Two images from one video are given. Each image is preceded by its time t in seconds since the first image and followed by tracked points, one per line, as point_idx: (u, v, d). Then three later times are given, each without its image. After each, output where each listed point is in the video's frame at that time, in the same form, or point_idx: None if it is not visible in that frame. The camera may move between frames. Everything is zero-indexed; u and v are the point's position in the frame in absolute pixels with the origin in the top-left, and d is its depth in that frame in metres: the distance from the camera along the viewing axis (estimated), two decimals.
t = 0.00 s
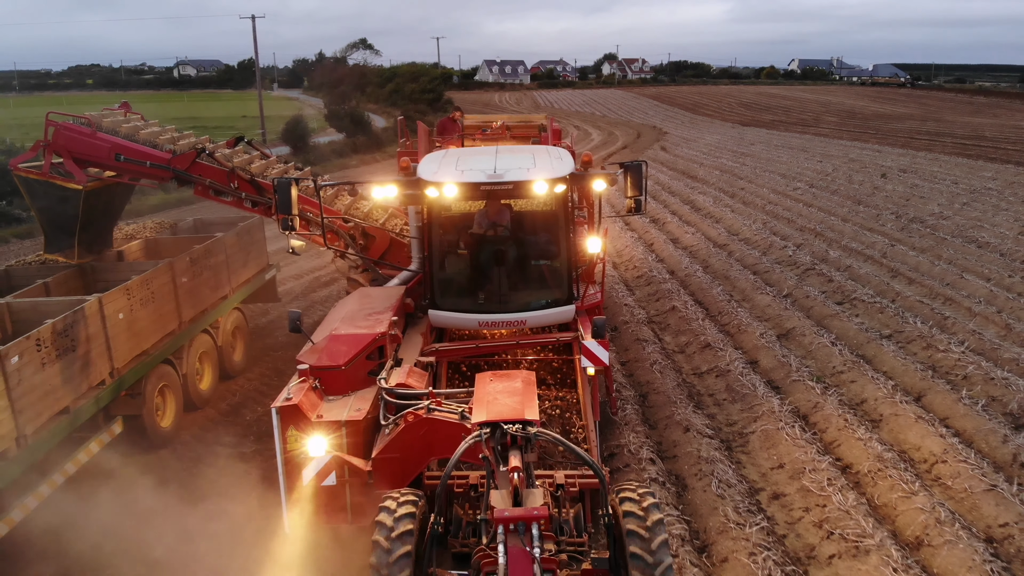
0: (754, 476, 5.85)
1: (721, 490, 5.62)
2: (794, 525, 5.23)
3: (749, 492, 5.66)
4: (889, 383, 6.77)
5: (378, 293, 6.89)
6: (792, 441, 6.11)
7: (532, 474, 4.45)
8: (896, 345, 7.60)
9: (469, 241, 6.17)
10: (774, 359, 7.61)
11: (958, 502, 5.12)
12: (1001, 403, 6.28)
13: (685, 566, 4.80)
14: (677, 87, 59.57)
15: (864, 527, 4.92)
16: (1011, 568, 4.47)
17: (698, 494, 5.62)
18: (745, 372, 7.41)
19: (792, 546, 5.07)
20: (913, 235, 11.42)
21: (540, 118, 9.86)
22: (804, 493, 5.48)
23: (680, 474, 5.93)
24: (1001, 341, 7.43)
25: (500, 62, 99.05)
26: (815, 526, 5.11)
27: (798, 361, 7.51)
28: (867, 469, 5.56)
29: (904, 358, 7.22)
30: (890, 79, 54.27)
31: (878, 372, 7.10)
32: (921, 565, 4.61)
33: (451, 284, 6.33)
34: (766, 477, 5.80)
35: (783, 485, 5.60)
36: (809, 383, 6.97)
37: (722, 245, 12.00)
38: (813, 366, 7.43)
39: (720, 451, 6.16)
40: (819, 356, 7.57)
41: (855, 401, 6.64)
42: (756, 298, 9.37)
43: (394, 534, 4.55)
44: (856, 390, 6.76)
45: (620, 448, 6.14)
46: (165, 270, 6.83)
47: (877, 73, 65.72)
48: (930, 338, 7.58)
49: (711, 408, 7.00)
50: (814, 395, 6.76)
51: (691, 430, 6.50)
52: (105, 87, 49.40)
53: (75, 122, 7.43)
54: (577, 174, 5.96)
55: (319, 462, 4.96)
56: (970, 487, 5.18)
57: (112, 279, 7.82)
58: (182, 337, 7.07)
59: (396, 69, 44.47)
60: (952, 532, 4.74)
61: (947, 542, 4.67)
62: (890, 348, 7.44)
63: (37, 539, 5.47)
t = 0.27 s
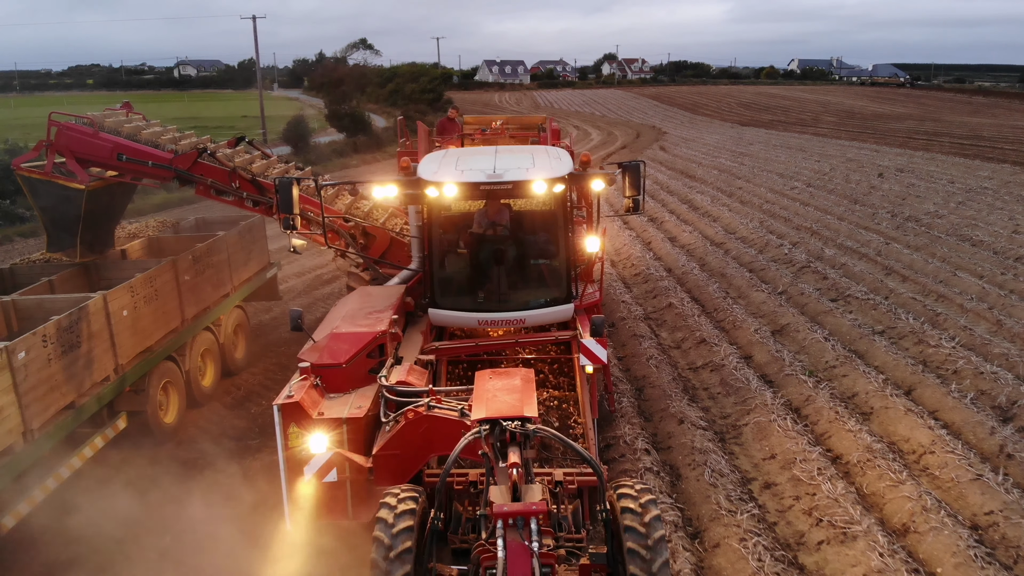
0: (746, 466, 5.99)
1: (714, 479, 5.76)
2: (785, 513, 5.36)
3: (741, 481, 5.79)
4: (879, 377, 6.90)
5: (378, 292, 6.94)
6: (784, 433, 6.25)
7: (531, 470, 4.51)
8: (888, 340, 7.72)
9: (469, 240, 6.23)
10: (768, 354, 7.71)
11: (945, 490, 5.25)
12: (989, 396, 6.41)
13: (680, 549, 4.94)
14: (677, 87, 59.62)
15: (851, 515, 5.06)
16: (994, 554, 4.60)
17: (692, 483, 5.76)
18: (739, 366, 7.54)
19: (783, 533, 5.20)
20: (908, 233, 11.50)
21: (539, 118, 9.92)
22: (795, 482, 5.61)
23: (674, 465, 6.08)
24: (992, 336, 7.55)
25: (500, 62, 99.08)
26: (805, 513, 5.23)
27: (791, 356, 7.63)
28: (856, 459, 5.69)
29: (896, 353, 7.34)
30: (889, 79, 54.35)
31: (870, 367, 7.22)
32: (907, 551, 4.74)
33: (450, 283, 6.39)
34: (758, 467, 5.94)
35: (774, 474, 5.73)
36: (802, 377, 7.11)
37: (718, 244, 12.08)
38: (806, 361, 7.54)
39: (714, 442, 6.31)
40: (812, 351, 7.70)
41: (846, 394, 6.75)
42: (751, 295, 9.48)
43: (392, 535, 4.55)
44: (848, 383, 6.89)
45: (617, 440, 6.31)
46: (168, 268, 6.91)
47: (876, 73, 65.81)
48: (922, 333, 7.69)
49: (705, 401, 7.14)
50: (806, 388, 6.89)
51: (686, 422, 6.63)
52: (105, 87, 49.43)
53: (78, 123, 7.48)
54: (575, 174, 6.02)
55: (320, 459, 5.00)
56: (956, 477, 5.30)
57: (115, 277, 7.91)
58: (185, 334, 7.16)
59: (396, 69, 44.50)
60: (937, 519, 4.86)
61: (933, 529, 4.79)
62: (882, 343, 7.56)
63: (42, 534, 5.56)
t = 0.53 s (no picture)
0: (738, 457, 6.13)
1: (706, 469, 5.91)
2: (775, 502, 5.50)
3: (732, 471, 5.94)
4: (870, 371, 7.06)
5: (378, 291, 7.00)
6: (776, 424, 6.40)
7: (529, 466, 4.57)
8: (879, 336, 7.87)
9: (468, 239, 6.28)
10: (761, 349, 7.87)
11: (931, 480, 5.39)
12: (977, 390, 6.54)
13: (672, 534, 5.08)
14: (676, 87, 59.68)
15: (839, 502, 5.20)
16: (977, 540, 4.74)
17: (685, 472, 5.90)
18: (733, 361, 7.69)
19: (772, 520, 5.34)
20: (903, 232, 11.60)
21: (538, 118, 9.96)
22: (785, 472, 5.75)
23: (667, 455, 6.23)
24: (982, 332, 7.68)
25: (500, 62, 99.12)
26: (794, 501, 5.37)
27: (784, 351, 7.79)
28: (845, 450, 5.84)
29: (888, 349, 7.48)
30: (889, 79, 54.35)
31: (861, 362, 7.37)
32: (893, 537, 4.87)
33: (449, 282, 6.44)
34: (750, 458, 6.09)
35: (765, 464, 5.88)
36: (793, 371, 7.27)
37: (716, 242, 12.16)
38: (799, 356, 7.70)
39: (706, 433, 6.46)
40: (805, 346, 7.85)
41: (837, 386, 6.92)
42: (747, 293, 9.61)
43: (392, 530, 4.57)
44: (839, 377, 7.04)
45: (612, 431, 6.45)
46: (170, 266, 6.99)
47: (875, 73, 65.90)
48: (913, 330, 7.83)
49: (699, 394, 7.29)
50: (797, 381, 7.06)
51: (679, 414, 6.78)
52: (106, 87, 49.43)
53: (80, 123, 7.53)
54: (573, 174, 6.07)
55: (320, 455, 5.10)
56: (943, 467, 5.45)
57: (117, 275, 7.94)
58: (187, 331, 7.24)
59: (396, 69, 44.55)
60: (922, 506, 5.00)
61: (918, 516, 4.93)
62: (874, 339, 7.71)
63: (47, 528, 5.63)
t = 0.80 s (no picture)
0: (731, 448, 6.29)
1: (699, 458, 6.05)
2: (766, 490, 5.66)
3: (725, 460, 6.09)
4: (861, 365, 7.22)
5: (377, 290, 7.05)
6: (767, 416, 6.55)
7: (525, 462, 4.63)
8: (871, 331, 8.02)
9: (467, 238, 6.34)
10: (755, 344, 8.03)
11: (918, 470, 5.53)
12: (966, 383, 6.68)
13: (665, 520, 5.24)
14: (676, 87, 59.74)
15: (828, 490, 5.35)
16: (962, 527, 4.89)
17: (678, 462, 6.06)
18: (727, 356, 7.84)
19: (763, 508, 5.50)
20: (897, 230, 11.69)
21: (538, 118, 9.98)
22: (776, 461, 5.90)
23: (662, 445, 6.39)
24: (972, 327, 7.81)
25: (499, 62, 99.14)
26: (784, 490, 5.54)
27: (778, 346, 7.94)
28: (835, 441, 6.00)
29: (879, 344, 7.62)
30: (888, 79, 54.45)
31: (854, 356, 7.51)
32: (879, 523, 5.03)
33: (448, 281, 6.49)
34: (742, 448, 6.24)
35: (756, 455, 6.04)
36: (786, 365, 7.43)
37: (712, 241, 12.23)
38: (792, 351, 7.85)
39: (700, 425, 6.60)
40: (798, 341, 8.01)
41: (828, 380, 7.09)
42: (742, 290, 9.74)
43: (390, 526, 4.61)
44: (831, 371, 7.20)
45: (609, 422, 6.61)
46: (171, 264, 7.05)
47: (874, 72, 65.97)
48: (905, 325, 7.95)
49: (694, 388, 7.44)
50: (789, 375, 7.22)
51: (674, 407, 6.94)
52: (105, 87, 49.41)
53: (81, 123, 7.58)
54: (571, 174, 6.12)
55: (320, 453, 5.16)
56: (930, 457, 5.60)
57: (119, 275, 8.00)
58: (188, 329, 7.31)
59: (395, 69, 44.59)
60: (909, 494, 5.15)
61: (905, 503, 5.09)
62: (866, 335, 7.86)
63: (51, 523, 5.70)
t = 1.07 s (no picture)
0: (725, 439, 6.44)
1: (693, 448, 6.17)
2: (758, 480, 5.81)
3: (719, 451, 6.23)
4: (854, 359, 7.38)
5: (377, 289, 7.10)
6: (761, 408, 6.69)
7: (525, 459, 4.69)
8: (865, 327, 8.16)
9: (466, 237, 6.40)
10: (750, 339, 8.15)
11: (908, 460, 5.70)
12: (956, 376, 6.90)
13: (660, 507, 5.38)
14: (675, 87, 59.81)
15: (819, 479, 5.51)
16: (948, 515, 5.06)
17: (673, 452, 6.20)
18: (722, 350, 7.97)
19: (755, 496, 5.66)
20: (893, 228, 11.79)
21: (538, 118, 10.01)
22: (768, 451, 6.05)
23: (657, 436, 6.54)
24: (963, 323, 7.99)
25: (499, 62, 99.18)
26: (776, 479, 5.69)
27: (772, 341, 8.07)
28: (827, 432, 6.16)
29: (872, 339, 7.76)
30: (887, 79, 54.54)
31: (846, 351, 7.65)
32: (868, 510, 5.21)
33: (448, 280, 6.54)
34: (736, 439, 6.39)
35: (749, 445, 6.18)
36: (780, 359, 7.57)
37: (710, 239, 12.31)
38: (787, 346, 7.99)
39: (695, 416, 6.74)
40: (792, 335, 8.14)
41: (821, 373, 7.24)
42: (738, 287, 9.85)
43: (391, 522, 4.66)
44: (824, 365, 7.35)
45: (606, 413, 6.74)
46: (174, 263, 7.12)
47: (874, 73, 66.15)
48: (898, 321, 8.10)
49: (690, 381, 7.58)
50: (783, 369, 7.37)
51: (669, 399, 7.08)
52: (105, 87, 49.42)
53: (84, 124, 7.62)
54: (569, 174, 6.17)
55: (321, 449, 5.21)
56: (919, 447, 5.77)
57: (122, 274, 8.08)
58: (190, 328, 7.38)
59: (395, 69, 44.64)
60: (897, 483, 5.32)
61: (893, 491, 5.26)
62: (859, 330, 7.99)
63: (55, 519, 5.77)
